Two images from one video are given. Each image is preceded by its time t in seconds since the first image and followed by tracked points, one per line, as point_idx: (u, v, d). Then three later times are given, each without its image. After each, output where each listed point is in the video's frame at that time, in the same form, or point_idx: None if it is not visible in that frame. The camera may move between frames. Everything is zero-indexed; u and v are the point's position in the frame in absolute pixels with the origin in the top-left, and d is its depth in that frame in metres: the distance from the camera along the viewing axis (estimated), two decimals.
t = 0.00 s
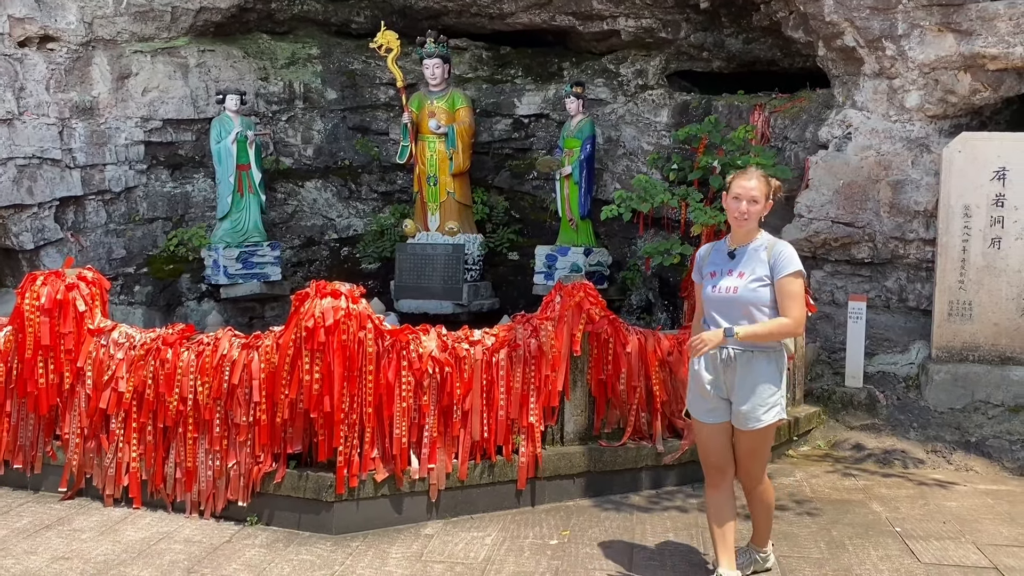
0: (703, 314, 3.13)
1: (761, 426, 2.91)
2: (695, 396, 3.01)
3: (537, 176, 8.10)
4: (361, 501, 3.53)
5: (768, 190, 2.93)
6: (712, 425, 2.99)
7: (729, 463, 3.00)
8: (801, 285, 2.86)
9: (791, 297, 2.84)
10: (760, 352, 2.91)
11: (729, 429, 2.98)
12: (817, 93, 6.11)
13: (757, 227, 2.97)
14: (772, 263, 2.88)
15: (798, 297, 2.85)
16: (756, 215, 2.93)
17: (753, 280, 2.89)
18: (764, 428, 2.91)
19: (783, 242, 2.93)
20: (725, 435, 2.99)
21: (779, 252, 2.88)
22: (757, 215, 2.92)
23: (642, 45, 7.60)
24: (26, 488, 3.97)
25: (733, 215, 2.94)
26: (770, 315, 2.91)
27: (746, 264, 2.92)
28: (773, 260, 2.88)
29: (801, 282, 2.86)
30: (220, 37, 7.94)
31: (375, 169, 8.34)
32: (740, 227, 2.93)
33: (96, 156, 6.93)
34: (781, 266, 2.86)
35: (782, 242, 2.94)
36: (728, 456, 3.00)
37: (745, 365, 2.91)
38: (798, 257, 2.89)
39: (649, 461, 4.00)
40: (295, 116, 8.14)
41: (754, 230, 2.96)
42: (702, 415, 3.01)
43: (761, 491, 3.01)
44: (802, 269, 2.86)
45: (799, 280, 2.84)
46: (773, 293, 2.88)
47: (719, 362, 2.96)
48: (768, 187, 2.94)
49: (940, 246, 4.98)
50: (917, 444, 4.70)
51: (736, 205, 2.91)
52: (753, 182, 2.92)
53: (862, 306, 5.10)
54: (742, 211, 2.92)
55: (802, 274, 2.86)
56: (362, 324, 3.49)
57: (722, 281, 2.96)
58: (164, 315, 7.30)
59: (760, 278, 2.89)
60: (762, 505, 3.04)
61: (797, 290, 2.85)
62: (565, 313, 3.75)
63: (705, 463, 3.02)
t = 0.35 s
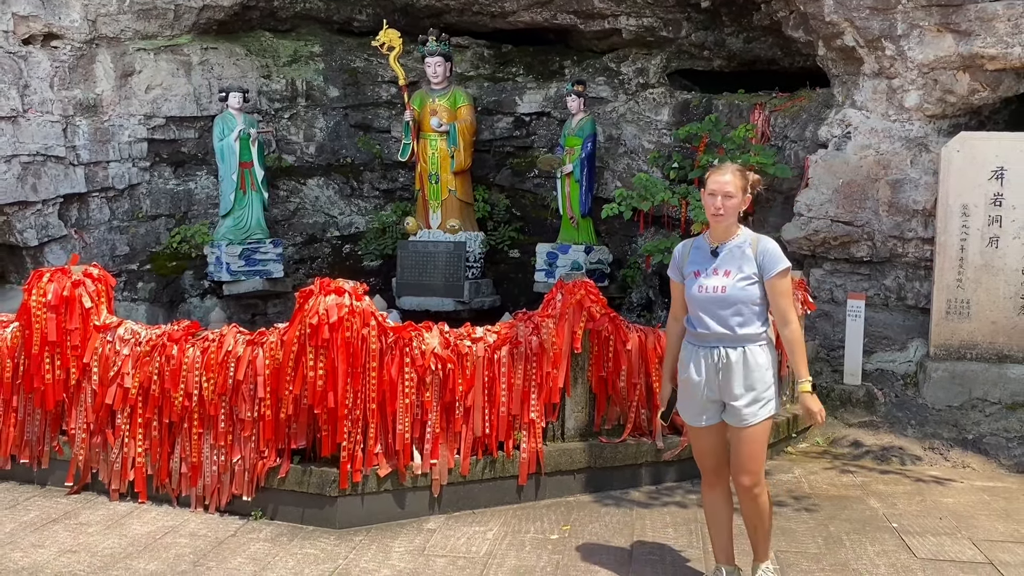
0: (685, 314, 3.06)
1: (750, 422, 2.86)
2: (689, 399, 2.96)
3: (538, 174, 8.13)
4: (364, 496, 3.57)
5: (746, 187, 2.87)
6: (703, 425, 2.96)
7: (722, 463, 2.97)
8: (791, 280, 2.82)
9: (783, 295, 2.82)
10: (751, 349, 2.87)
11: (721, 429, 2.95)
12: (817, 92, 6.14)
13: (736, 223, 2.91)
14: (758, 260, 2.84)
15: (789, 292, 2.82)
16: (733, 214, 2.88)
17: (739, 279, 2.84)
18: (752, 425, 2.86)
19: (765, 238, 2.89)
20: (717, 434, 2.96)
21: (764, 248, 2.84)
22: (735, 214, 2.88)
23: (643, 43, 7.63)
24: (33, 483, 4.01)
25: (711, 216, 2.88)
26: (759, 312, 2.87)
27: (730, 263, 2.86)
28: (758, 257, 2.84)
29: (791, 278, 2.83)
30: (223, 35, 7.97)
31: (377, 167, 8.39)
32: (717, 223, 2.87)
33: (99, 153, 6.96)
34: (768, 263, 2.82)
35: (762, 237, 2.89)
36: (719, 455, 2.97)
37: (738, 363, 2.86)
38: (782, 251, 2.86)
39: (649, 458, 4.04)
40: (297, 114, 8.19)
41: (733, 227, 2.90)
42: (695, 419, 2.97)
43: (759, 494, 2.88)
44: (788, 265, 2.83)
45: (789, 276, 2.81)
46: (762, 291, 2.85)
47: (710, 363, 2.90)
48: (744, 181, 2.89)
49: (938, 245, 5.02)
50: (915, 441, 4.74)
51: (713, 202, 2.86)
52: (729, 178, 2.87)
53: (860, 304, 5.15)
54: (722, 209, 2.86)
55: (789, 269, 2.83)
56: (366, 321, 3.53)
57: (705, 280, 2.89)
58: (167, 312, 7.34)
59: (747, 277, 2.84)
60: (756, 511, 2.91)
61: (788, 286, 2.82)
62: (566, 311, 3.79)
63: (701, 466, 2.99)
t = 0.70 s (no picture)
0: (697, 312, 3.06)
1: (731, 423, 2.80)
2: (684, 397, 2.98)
3: (544, 172, 8.16)
4: (374, 489, 3.61)
5: (740, 185, 2.79)
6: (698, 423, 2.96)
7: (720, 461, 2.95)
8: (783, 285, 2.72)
9: (773, 301, 2.72)
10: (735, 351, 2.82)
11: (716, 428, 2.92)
12: (822, 91, 6.18)
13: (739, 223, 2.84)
14: (748, 263, 2.77)
15: (781, 298, 2.72)
16: (728, 212, 2.83)
17: (728, 280, 2.80)
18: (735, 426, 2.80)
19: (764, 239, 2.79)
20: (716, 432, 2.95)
21: (756, 251, 2.76)
22: (732, 212, 2.83)
23: (648, 42, 7.67)
24: (46, 476, 4.05)
25: (706, 213, 2.87)
26: (751, 316, 2.81)
27: (724, 263, 2.82)
28: (750, 260, 2.76)
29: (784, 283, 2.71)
30: (229, 32, 8.00)
31: (382, 164, 8.52)
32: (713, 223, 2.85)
33: (107, 150, 6.99)
34: (757, 266, 2.74)
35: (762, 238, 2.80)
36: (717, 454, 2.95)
37: (721, 366, 2.83)
38: (779, 254, 2.75)
39: (656, 453, 4.08)
40: (304, 111, 8.22)
41: (733, 227, 2.84)
42: (691, 416, 2.98)
43: (742, 503, 2.78)
44: (783, 269, 2.72)
45: (780, 282, 2.71)
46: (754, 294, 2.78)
47: (699, 362, 2.90)
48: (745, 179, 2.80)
49: (943, 243, 5.05)
50: (920, 438, 4.77)
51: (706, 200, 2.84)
52: (728, 175, 2.81)
53: (864, 301, 5.18)
54: (715, 207, 2.83)
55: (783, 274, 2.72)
56: (376, 316, 3.56)
57: (703, 279, 2.88)
58: (175, 308, 7.38)
59: (736, 279, 2.79)
60: (740, 524, 2.78)
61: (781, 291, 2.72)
62: (574, 307, 3.82)
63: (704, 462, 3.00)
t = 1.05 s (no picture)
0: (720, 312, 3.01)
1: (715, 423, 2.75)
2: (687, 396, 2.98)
3: (550, 171, 8.19)
4: (387, 486, 3.64)
5: (744, 181, 2.74)
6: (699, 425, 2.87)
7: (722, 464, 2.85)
8: (755, 282, 2.59)
9: (738, 294, 2.61)
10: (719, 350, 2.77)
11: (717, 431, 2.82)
12: (830, 90, 6.20)
13: (752, 222, 2.78)
14: (736, 258, 2.69)
15: (751, 295, 2.59)
16: (739, 209, 2.79)
17: (722, 273, 2.74)
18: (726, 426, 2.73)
19: (761, 237, 2.69)
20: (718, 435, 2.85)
21: (748, 247, 2.67)
22: (742, 210, 2.79)
23: (655, 41, 7.69)
24: (60, 473, 4.08)
25: (723, 209, 2.85)
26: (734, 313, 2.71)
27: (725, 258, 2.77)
28: (740, 255, 2.68)
29: (756, 279, 2.59)
30: (237, 32, 8.03)
31: (388, 163, 8.51)
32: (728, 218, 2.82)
33: (116, 149, 7.02)
34: (740, 260, 2.66)
35: (764, 238, 2.70)
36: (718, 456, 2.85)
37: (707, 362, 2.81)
38: (766, 253, 2.63)
39: (665, 450, 4.11)
40: (310, 111, 8.26)
41: (745, 225, 2.79)
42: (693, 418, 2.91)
43: (747, 509, 2.71)
44: (758, 265, 2.60)
45: (753, 278, 2.59)
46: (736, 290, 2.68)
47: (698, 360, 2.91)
48: (758, 175, 2.73)
49: (951, 241, 5.07)
50: (927, 436, 4.79)
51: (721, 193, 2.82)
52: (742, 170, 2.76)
53: (872, 300, 5.20)
54: (729, 201, 2.81)
55: (758, 270, 2.60)
56: (389, 314, 3.59)
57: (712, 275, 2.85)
58: (183, 306, 7.40)
59: (727, 273, 2.72)
60: (745, 530, 2.72)
61: (751, 287, 2.59)
62: (584, 305, 3.85)
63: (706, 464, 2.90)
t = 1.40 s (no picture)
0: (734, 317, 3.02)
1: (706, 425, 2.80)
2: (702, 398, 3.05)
3: (555, 171, 8.20)
4: (396, 485, 3.66)
5: (741, 182, 2.76)
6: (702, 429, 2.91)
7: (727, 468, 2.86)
8: (736, 287, 2.61)
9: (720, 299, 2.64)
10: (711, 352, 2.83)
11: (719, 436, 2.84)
12: (835, 90, 6.21)
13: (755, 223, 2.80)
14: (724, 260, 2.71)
15: (731, 301, 2.61)
16: (741, 209, 2.82)
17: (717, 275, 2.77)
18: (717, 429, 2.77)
19: (751, 240, 2.69)
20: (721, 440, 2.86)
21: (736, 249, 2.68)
22: (745, 211, 2.81)
23: (660, 41, 7.69)
24: (70, 472, 4.10)
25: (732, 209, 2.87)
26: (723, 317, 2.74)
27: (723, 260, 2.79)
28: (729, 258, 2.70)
29: (737, 284, 2.60)
30: (243, 32, 8.05)
31: (394, 164, 8.54)
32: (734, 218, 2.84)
33: (123, 150, 7.05)
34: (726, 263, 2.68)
35: (755, 241, 2.69)
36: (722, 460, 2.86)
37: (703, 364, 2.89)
38: (750, 257, 2.63)
39: (673, 450, 4.12)
40: (316, 111, 8.27)
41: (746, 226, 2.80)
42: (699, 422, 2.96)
43: (748, 514, 2.72)
44: (734, 270, 2.61)
45: (732, 284, 2.61)
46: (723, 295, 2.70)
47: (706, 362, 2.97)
48: (757, 177, 2.74)
49: (957, 241, 5.08)
50: (934, 436, 4.79)
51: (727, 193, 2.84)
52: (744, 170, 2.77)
53: (879, 300, 5.22)
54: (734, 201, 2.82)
55: (738, 274, 2.61)
56: (398, 314, 3.61)
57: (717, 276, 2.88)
58: (190, 306, 7.36)
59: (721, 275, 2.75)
60: (750, 534, 2.73)
61: (732, 293, 2.61)
62: (592, 305, 3.85)
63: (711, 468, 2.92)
